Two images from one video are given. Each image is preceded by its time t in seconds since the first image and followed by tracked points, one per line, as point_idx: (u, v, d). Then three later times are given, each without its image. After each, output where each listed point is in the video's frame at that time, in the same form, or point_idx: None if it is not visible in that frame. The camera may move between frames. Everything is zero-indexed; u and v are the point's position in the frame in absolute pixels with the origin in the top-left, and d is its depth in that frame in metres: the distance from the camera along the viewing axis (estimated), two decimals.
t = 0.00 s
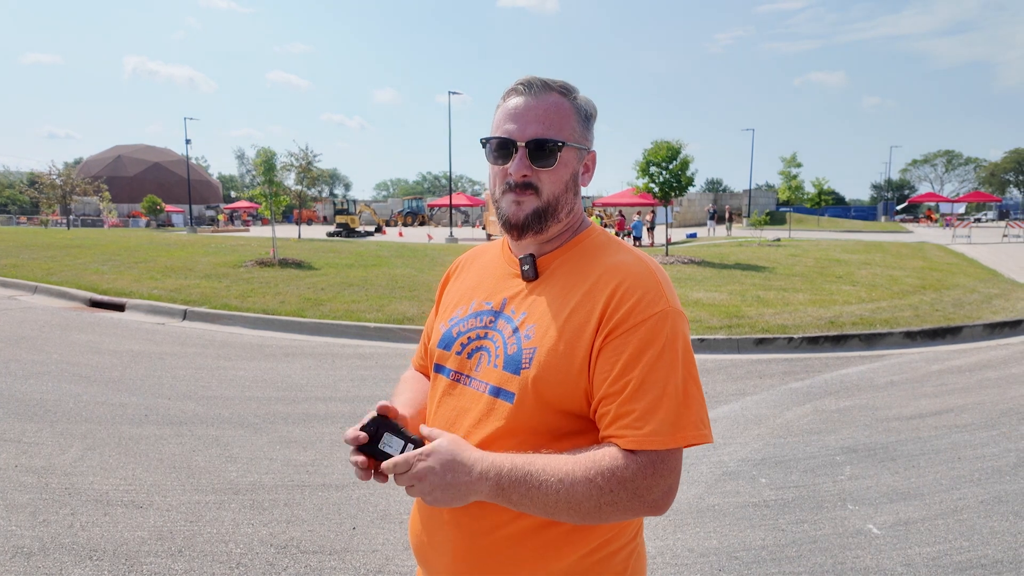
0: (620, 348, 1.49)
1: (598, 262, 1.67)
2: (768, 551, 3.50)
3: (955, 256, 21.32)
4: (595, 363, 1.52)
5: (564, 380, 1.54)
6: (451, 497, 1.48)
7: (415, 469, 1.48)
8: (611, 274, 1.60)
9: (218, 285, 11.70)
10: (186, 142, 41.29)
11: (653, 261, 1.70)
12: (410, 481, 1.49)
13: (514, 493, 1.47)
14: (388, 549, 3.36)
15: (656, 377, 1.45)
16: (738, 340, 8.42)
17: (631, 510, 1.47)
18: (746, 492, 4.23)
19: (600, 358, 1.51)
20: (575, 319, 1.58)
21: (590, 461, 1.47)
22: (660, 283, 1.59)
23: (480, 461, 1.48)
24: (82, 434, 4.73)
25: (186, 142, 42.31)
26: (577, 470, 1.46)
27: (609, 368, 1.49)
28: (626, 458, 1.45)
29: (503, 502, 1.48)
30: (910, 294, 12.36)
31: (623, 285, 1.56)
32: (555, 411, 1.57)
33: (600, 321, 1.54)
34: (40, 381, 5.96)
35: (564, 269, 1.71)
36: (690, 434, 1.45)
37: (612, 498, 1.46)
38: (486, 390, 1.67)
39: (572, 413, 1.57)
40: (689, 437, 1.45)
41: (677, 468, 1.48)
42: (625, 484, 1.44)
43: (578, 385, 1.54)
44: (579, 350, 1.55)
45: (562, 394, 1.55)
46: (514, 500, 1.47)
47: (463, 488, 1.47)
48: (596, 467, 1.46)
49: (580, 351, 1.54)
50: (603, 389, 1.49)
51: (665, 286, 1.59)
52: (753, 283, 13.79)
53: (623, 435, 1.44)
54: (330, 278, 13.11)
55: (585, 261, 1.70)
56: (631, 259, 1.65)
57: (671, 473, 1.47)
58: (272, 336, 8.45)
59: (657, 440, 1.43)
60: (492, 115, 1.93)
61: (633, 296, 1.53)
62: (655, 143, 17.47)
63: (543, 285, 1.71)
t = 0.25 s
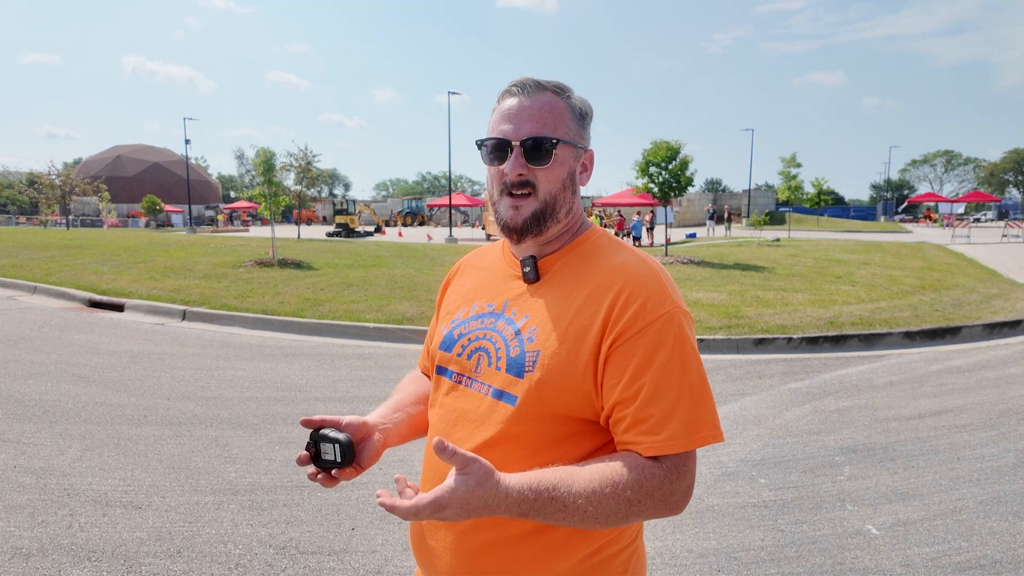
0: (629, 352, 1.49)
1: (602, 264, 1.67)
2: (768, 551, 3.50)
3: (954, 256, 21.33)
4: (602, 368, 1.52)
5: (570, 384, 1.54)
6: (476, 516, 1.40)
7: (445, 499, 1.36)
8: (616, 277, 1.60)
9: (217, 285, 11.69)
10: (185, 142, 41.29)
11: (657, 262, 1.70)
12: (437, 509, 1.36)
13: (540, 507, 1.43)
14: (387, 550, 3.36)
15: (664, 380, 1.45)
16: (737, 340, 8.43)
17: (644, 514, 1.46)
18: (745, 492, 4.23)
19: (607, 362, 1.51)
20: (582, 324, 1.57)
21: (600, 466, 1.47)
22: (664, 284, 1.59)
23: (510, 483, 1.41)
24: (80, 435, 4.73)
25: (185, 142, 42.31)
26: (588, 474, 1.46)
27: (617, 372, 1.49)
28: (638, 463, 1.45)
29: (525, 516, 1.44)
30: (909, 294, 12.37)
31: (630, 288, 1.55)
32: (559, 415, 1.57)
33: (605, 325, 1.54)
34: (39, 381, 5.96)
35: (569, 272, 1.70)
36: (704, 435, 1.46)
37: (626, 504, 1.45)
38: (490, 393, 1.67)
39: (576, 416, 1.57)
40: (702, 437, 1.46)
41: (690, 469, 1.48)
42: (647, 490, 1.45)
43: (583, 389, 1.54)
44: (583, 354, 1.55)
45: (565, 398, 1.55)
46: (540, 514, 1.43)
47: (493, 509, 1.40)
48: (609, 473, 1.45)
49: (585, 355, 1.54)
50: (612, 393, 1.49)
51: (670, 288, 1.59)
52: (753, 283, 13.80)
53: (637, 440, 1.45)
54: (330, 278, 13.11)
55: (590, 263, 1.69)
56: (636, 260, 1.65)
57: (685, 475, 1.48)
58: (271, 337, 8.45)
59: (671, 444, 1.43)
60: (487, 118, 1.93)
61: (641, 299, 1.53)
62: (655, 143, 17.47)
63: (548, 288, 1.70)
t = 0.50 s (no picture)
0: (633, 351, 1.48)
1: (607, 263, 1.67)
2: (768, 551, 3.50)
3: (953, 256, 21.36)
4: (607, 367, 1.52)
5: (575, 383, 1.54)
6: (468, 505, 1.44)
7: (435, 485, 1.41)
8: (621, 277, 1.59)
9: (217, 285, 11.68)
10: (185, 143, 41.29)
11: (663, 263, 1.69)
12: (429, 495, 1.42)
13: (534, 499, 1.45)
14: (387, 550, 3.35)
15: (667, 381, 1.45)
16: (737, 340, 8.42)
17: (640, 513, 1.46)
18: (745, 492, 4.22)
19: (612, 362, 1.51)
20: (586, 322, 1.57)
21: (601, 467, 1.47)
22: (670, 285, 1.58)
23: (500, 470, 1.45)
24: (79, 435, 4.72)
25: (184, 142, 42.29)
26: (588, 473, 1.46)
27: (622, 372, 1.48)
28: (637, 463, 1.44)
29: (518, 509, 1.46)
30: (908, 294, 12.37)
31: (636, 288, 1.55)
32: (563, 415, 1.56)
33: (611, 324, 1.53)
34: (38, 382, 5.95)
35: (574, 272, 1.70)
36: (705, 437, 1.45)
37: (624, 503, 1.45)
38: (494, 393, 1.66)
39: (580, 416, 1.56)
40: (703, 441, 1.45)
41: (690, 472, 1.48)
42: (643, 489, 1.44)
43: (588, 389, 1.53)
44: (588, 354, 1.54)
45: (570, 398, 1.54)
46: (535, 506, 1.45)
47: (484, 498, 1.43)
48: (606, 471, 1.46)
49: (590, 354, 1.54)
50: (615, 392, 1.49)
51: (676, 289, 1.58)
52: (752, 283, 13.80)
53: (637, 440, 1.44)
54: (330, 278, 13.10)
55: (595, 263, 1.69)
56: (642, 261, 1.64)
57: (686, 478, 1.47)
58: (270, 337, 8.45)
59: (670, 445, 1.43)
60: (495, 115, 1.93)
61: (646, 298, 1.52)
62: (655, 143, 17.46)
63: (552, 287, 1.70)
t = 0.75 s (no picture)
0: (640, 355, 1.48)
1: (617, 267, 1.66)
2: (768, 551, 3.50)
3: (953, 256, 21.37)
4: (615, 371, 1.51)
5: (582, 387, 1.54)
6: (465, 501, 1.47)
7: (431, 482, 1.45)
8: (631, 281, 1.59)
9: (216, 285, 11.68)
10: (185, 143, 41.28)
11: (675, 269, 1.68)
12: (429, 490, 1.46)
13: (530, 499, 1.46)
14: (387, 550, 3.35)
15: (672, 387, 1.44)
16: (737, 340, 8.42)
17: (639, 519, 1.46)
18: (745, 492, 4.23)
19: (619, 366, 1.50)
20: (593, 325, 1.57)
21: (602, 473, 1.47)
22: (681, 290, 1.58)
23: (499, 468, 1.47)
24: (79, 435, 4.71)
25: (184, 142, 42.27)
26: (585, 477, 1.47)
27: (627, 377, 1.48)
28: (638, 468, 1.44)
29: (516, 507, 1.48)
30: (908, 294, 12.38)
31: (644, 294, 1.54)
32: (570, 418, 1.56)
33: (620, 328, 1.53)
34: (38, 382, 5.95)
35: (583, 275, 1.70)
36: (708, 447, 1.44)
37: (622, 509, 1.45)
38: (501, 395, 1.67)
39: (587, 419, 1.56)
40: (707, 450, 1.44)
41: (692, 482, 1.47)
42: (640, 495, 1.44)
43: (596, 393, 1.54)
44: (596, 358, 1.54)
45: (577, 401, 1.54)
46: (531, 507, 1.46)
47: (483, 494, 1.47)
48: (606, 474, 1.46)
49: (598, 359, 1.54)
50: (621, 396, 1.49)
51: (688, 296, 1.58)
52: (752, 283, 13.80)
53: (639, 445, 1.44)
54: (330, 278, 13.10)
55: (604, 267, 1.69)
56: (653, 266, 1.63)
57: (688, 487, 1.46)
58: (270, 337, 8.45)
59: (672, 452, 1.42)
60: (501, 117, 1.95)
61: (655, 303, 1.52)
62: (655, 143, 17.46)
63: (559, 289, 1.70)
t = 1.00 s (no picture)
0: (643, 370, 1.47)
1: (623, 276, 1.65)
2: (768, 551, 3.50)
3: (952, 256, 21.38)
4: (617, 384, 1.51)
5: (583, 398, 1.54)
6: (465, 510, 1.48)
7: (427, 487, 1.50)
8: (636, 292, 1.58)
9: (216, 286, 11.68)
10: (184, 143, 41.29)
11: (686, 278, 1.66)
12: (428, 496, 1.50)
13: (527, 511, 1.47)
14: (387, 550, 3.35)
15: (674, 405, 1.43)
16: (736, 340, 8.42)
17: (639, 536, 1.46)
18: (745, 492, 4.23)
19: (622, 380, 1.50)
20: (595, 336, 1.56)
21: (603, 488, 1.48)
22: (688, 302, 1.55)
23: (498, 481, 1.48)
24: (79, 436, 4.71)
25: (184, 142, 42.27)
26: (582, 490, 1.48)
27: (630, 391, 1.48)
28: (638, 487, 1.45)
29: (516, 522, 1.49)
30: (908, 294, 12.38)
31: (648, 307, 1.53)
32: (573, 427, 1.57)
33: (623, 340, 1.52)
34: (37, 382, 5.94)
35: (590, 282, 1.69)
36: (710, 466, 1.44)
37: (621, 526, 1.45)
38: (506, 399, 1.68)
39: (591, 429, 1.56)
40: (709, 469, 1.44)
41: (694, 499, 1.47)
42: (640, 516, 1.44)
43: (599, 404, 1.53)
44: (599, 369, 1.54)
45: (580, 412, 1.54)
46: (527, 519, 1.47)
47: (483, 505, 1.48)
48: (606, 491, 1.47)
49: (601, 370, 1.53)
50: (623, 410, 1.48)
51: (696, 306, 1.55)
52: (752, 283, 13.80)
53: (640, 462, 1.44)
54: (329, 278, 13.10)
55: (610, 275, 1.67)
56: (661, 275, 1.61)
57: (690, 505, 1.46)
58: (270, 337, 8.44)
59: (673, 470, 1.42)
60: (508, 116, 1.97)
61: (658, 316, 1.51)
62: (654, 143, 17.46)
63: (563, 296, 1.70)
